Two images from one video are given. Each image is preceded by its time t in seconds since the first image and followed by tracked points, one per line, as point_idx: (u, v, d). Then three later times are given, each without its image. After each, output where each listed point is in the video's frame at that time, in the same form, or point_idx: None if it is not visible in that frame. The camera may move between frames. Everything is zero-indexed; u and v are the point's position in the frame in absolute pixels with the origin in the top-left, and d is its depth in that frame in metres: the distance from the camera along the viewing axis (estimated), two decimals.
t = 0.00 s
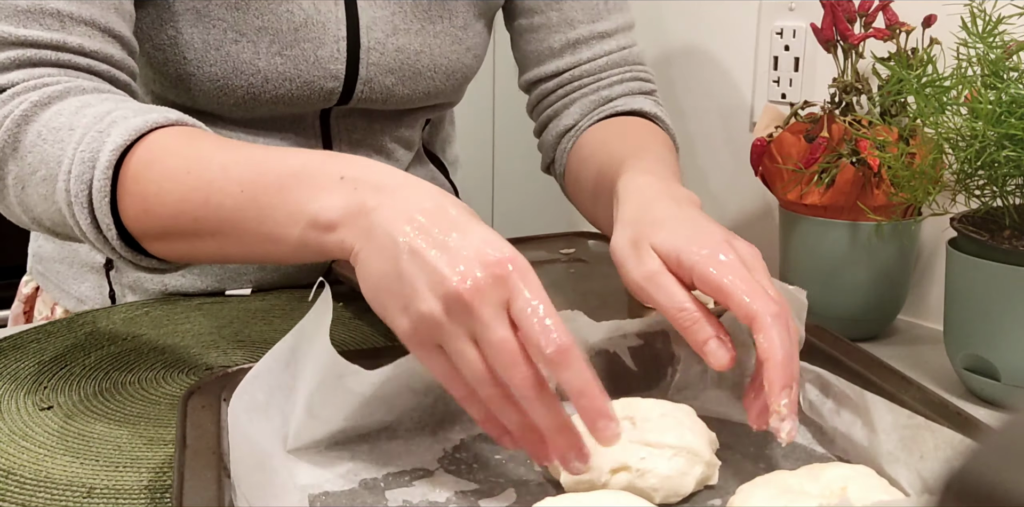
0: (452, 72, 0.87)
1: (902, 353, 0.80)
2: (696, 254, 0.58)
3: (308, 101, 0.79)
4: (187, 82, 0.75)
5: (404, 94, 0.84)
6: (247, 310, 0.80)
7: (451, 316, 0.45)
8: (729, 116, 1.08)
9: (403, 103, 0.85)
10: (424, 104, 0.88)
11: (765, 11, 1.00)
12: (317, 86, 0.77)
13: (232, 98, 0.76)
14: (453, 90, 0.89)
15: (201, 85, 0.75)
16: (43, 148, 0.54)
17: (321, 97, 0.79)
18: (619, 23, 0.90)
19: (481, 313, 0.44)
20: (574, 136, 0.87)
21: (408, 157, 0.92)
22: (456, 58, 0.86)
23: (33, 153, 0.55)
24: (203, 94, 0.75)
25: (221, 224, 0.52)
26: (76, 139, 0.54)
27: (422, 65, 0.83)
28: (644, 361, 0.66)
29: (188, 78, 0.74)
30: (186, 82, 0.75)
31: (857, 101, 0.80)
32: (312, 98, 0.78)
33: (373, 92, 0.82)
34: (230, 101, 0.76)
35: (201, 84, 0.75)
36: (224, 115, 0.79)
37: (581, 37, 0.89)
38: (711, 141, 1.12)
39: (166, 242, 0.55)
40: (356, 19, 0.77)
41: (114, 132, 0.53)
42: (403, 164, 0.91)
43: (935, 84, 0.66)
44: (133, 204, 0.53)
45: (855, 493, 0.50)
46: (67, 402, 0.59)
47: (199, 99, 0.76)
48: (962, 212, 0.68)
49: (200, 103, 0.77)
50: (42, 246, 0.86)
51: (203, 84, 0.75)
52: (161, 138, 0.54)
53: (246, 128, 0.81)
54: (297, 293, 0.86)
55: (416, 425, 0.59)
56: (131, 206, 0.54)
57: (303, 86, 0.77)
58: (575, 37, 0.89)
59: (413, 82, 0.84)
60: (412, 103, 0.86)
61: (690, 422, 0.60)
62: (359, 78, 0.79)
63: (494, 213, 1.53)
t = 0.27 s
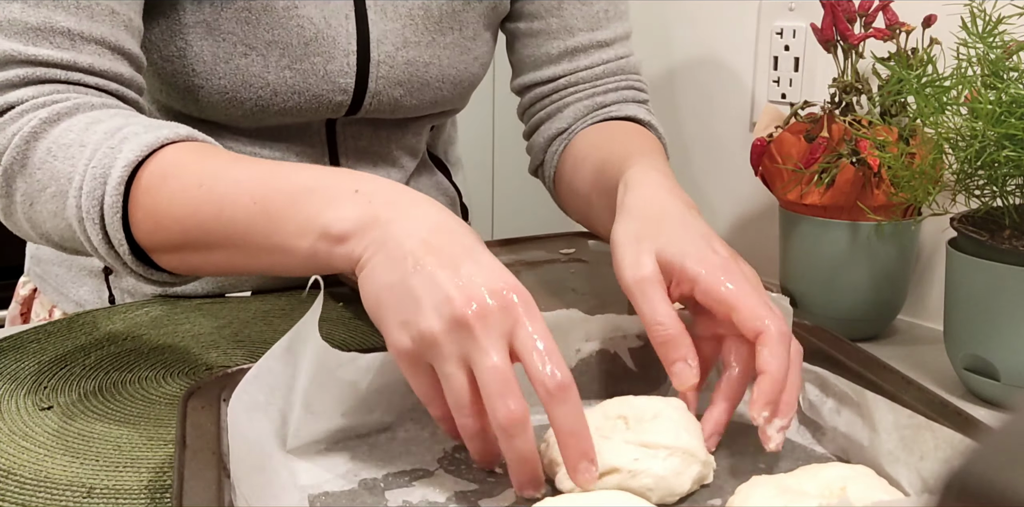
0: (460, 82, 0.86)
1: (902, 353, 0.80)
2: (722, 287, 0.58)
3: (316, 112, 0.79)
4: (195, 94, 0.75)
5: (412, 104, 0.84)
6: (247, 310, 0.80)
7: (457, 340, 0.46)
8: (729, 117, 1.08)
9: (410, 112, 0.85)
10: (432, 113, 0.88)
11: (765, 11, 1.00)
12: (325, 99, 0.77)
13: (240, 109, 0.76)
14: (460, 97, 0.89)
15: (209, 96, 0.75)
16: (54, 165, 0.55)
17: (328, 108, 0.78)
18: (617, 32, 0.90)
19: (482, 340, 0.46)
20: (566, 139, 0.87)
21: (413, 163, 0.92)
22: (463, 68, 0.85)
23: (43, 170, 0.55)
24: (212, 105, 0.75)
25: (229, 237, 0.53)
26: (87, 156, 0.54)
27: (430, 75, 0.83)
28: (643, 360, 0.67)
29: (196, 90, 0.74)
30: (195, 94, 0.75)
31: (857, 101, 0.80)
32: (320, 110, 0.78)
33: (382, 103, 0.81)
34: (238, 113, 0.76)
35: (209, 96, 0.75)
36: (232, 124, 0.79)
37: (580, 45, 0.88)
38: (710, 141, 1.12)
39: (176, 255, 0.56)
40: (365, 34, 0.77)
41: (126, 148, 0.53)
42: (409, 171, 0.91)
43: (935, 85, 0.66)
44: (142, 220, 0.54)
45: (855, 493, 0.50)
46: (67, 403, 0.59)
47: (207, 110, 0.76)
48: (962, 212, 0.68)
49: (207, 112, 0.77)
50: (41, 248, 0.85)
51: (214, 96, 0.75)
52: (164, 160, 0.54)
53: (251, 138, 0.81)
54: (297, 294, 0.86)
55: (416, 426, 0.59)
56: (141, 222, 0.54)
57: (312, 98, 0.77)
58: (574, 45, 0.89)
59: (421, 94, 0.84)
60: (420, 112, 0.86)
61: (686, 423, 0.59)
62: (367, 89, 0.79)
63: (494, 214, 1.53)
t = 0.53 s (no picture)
0: (463, 83, 0.86)
1: (901, 354, 0.80)
2: (673, 261, 0.57)
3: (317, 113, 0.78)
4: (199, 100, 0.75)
5: (415, 105, 0.84)
6: (247, 310, 0.80)
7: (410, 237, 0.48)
8: (729, 117, 1.08)
9: (414, 114, 0.85)
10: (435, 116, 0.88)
11: (765, 11, 1.00)
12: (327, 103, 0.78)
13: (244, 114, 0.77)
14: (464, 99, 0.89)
15: (213, 100, 0.76)
16: (22, 151, 0.55)
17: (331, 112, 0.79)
18: (620, 32, 0.89)
19: (413, 257, 0.49)
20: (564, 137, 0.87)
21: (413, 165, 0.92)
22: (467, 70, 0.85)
23: (12, 157, 0.56)
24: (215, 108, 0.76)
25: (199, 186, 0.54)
26: (49, 135, 0.55)
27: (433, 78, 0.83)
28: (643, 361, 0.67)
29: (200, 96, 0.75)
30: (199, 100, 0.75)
31: (856, 101, 0.80)
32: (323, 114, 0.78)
33: (384, 104, 0.81)
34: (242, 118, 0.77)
35: (213, 99, 0.75)
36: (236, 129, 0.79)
37: (581, 45, 0.88)
38: (710, 141, 1.12)
39: (141, 214, 0.57)
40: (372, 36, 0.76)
41: (84, 121, 0.55)
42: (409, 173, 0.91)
43: (935, 84, 0.66)
44: (102, 186, 0.55)
45: (854, 493, 0.50)
46: (66, 403, 0.59)
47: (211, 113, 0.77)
48: (963, 212, 0.68)
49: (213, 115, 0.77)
50: (39, 251, 0.85)
51: (215, 99, 0.75)
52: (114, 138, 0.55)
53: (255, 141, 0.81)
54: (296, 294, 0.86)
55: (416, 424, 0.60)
56: (103, 186, 0.55)
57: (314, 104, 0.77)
58: (576, 45, 0.88)
59: (423, 95, 0.83)
60: (423, 115, 0.86)
61: (684, 424, 0.60)
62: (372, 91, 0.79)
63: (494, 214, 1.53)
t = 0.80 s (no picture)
0: (449, 73, 0.86)
1: (901, 353, 0.80)
2: (661, 318, 0.57)
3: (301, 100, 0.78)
4: (178, 87, 0.75)
5: (401, 95, 0.84)
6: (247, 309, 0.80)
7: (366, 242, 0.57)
8: (728, 116, 1.08)
9: (399, 104, 0.85)
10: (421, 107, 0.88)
11: (765, 11, 1.00)
12: (307, 87, 0.77)
13: (224, 99, 0.76)
14: (452, 90, 0.88)
15: (193, 87, 0.75)
16: None
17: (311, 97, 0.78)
18: (614, 19, 0.89)
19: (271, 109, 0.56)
20: (567, 136, 0.87)
21: (411, 159, 0.91)
22: (451, 60, 0.85)
23: None
24: (196, 96, 0.75)
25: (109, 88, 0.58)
26: None
27: (418, 66, 0.83)
28: (644, 360, 0.67)
29: (176, 82, 0.75)
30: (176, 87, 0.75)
31: (857, 101, 0.80)
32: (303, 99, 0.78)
33: (367, 94, 0.81)
34: (223, 102, 0.76)
35: (191, 86, 0.75)
36: (219, 117, 0.79)
37: (575, 33, 0.88)
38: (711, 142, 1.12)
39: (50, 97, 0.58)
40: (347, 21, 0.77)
41: None
42: (407, 167, 0.90)
43: (935, 84, 0.66)
44: (42, 104, 0.59)
45: (853, 494, 0.50)
46: (66, 402, 0.59)
47: (193, 103, 0.77)
48: (963, 212, 0.68)
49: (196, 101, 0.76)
50: (48, 248, 0.85)
51: (196, 87, 0.75)
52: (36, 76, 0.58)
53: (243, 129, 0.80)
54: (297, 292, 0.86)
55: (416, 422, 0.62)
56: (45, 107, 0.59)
57: (295, 87, 0.77)
58: (570, 33, 0.88)
59: (408, 84, 0.83)
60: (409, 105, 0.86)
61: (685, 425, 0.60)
62: (351, 76, 0.79)
63: (495, 213, 1.53)
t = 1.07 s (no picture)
0: (436, 40, 0.89)
1: (901, 353, 0.80)
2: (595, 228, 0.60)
3: (291, 69, 0.80)
4: (170, 55, 0.76)
5: (389, 62, 0.86)
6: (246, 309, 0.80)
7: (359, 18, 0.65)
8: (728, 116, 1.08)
9: (387, 74, 0.87)
10: (410, 76, 0.90)
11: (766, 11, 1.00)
12: (297, 49, 0.79)
13: (216, 65, 0.77)
14: (440, 62, 0.91)
15: (184, 53, 0.76)
16: None
17: (302, 63, 0.80)
18: None
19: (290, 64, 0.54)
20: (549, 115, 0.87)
21: (402, 140, 0.92)
22: (438, 26, 0.88)
23: None
24: (188, 64, 0.77)
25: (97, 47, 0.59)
26: None
27: (405, 33, 0.86)
28: (645, 360, 0.67)
29: (169, 50, 0.76)
30: (168, 57, 0.76)
31: (856, 101, 0.80)
32: (294, 65, 0.79)
33: (357, 61, 0.83)
34: (214, 69, 0.78)
35: (183, 51, 0.76)
36: (212, 91, 0.80)
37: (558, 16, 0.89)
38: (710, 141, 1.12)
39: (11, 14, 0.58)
40: None
41: None
42: (397, 152, 0.92)
43: (935, 84, 0.66)
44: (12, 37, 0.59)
45: (853, 494, 0.50)
46: (66, 403, 0.59)
47: (186, 74, 0.78)
48: (963, 212, 0.68)
49: (191, 73, 0.78)
50: (42, 250, 0.85)
51: (188, 53, 0.76)
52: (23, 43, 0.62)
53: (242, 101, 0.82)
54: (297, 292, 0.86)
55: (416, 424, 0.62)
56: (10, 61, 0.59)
57: (283, 49, 0.78)
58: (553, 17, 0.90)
59: (397, 50, 0.86)
60: (398, 75, 0.88)
61: (686, 424, 0.60)
62: (339, 43, 0.81)
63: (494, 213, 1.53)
